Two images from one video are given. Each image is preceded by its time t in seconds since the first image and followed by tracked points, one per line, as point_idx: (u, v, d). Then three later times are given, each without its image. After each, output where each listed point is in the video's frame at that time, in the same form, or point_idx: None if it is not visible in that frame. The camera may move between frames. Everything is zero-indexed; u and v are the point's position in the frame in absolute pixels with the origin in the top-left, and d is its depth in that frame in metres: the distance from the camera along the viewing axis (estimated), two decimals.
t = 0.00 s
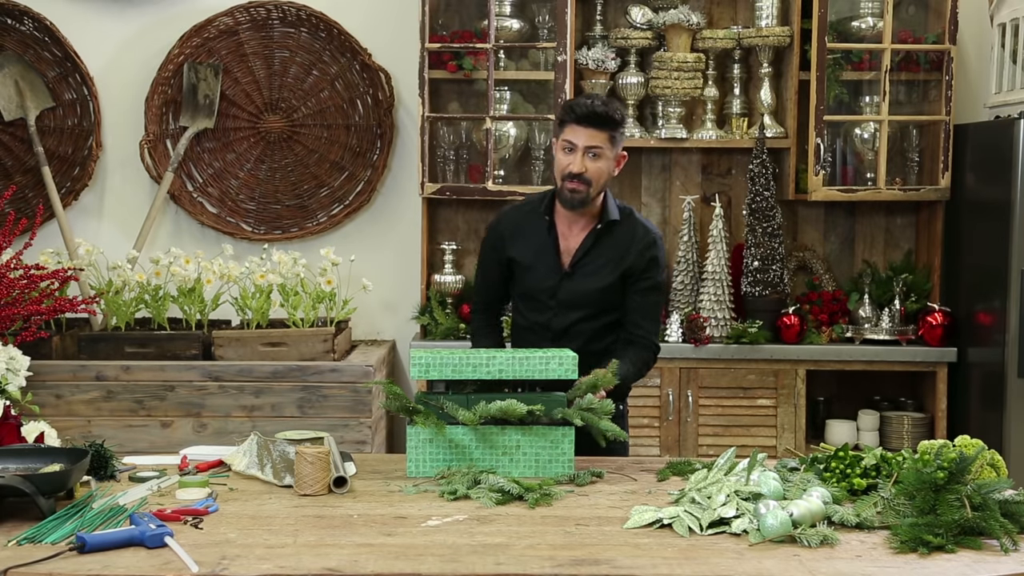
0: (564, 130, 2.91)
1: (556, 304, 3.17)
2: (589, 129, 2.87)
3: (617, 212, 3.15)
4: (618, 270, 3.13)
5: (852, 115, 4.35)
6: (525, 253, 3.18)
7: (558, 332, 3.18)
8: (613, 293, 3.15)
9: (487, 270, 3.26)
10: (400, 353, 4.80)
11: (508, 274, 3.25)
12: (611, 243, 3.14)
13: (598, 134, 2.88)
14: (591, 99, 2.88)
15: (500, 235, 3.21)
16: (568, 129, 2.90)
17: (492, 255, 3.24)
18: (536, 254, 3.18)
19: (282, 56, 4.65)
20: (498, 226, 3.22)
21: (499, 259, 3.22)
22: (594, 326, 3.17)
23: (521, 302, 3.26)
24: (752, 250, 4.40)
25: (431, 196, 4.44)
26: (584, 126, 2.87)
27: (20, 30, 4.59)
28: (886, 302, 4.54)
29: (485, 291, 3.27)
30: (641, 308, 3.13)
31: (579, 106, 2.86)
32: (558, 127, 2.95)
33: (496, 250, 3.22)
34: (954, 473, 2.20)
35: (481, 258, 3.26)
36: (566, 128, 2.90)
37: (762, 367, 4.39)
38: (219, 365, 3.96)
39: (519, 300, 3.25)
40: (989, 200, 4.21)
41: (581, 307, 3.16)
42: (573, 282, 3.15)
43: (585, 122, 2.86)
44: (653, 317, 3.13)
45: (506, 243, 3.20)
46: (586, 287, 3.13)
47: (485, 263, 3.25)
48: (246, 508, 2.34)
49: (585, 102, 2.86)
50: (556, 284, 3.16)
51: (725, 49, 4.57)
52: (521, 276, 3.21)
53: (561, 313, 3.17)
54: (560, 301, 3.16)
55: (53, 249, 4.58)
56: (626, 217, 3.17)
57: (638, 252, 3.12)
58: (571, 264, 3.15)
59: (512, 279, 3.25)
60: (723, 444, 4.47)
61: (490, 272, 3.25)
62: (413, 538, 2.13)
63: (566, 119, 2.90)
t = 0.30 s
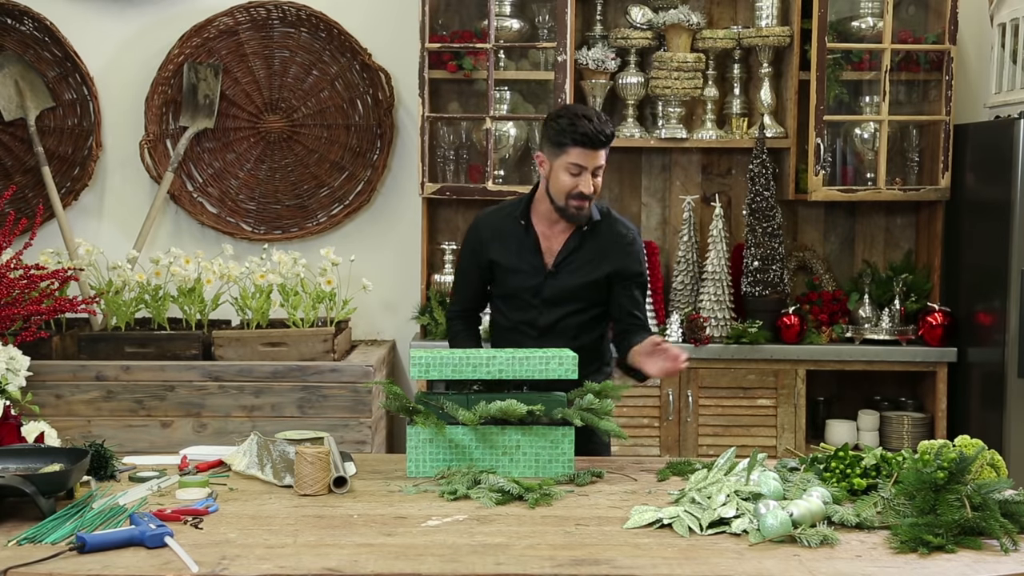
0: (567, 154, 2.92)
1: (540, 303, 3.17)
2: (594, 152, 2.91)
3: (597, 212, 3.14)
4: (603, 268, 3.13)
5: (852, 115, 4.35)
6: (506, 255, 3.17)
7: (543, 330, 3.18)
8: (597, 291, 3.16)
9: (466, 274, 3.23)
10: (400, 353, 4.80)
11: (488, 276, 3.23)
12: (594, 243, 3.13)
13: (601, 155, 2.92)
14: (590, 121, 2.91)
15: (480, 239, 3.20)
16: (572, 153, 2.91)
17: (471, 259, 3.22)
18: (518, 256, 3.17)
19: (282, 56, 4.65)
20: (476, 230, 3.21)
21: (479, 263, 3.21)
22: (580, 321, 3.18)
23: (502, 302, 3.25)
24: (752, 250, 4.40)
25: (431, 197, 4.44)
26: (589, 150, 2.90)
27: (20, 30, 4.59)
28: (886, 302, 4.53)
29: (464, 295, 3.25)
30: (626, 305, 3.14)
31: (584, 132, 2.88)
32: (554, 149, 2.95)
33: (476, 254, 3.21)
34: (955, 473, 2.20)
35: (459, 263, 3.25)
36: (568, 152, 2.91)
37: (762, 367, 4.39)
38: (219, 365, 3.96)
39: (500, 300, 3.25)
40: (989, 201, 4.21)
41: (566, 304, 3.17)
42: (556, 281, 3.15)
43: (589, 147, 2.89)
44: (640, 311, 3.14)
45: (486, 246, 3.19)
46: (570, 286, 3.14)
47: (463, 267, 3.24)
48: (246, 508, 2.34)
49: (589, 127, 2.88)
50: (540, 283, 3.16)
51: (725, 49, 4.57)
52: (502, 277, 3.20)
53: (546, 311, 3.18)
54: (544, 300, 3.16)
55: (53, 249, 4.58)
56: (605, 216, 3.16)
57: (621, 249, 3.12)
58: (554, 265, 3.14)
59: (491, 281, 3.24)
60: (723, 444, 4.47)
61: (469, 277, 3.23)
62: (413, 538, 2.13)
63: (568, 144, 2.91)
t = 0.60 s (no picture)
0: (581, 158, 2.88)
1: (559, 311, 3.18)
2: (608, 160, 2.85)
3: (616, 220, 3.16)
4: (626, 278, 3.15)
5: (852, 115, 4.35)
6: (526, 264, 3.13)
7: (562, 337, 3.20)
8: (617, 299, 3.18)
9: (480, 280, 3.15)
10: (400, 353, 4.80)
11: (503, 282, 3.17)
12: (614, 252, 3.15)
13: (616, 163, 2.87)
14: (607, 127, 2.85)
15: (499, 246, 3.12)
16: (584, 158, 2.87)
17: (484, 266, 3.14)
18: (538, 264, 3.13)
19: (282, 56, 4.65)
20: (493, 236, 3.13)
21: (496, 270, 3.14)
22: (596, 327, 3.22)
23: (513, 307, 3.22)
24: (752, 250, 4.40)
25: (431, 197, 4.44)
26: (603, 157, 2.85)
27: (20, 30, 4.59)
28: (886, 302, 4.53)
29: (476, 301, 3.16)
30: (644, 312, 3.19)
31: (599, 138, 2.82)
32: (572, 150, 2.90)
33: (493, 261, 3.13)
34: (955, 473, 2.20)
35: (472, 269, 3.15)
36: (582, 156, 2.87)
37: (762, 367, 4.39)
38: (219, 365, 3.96)
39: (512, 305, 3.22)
40: (989, 201, 4.21)
41: (586, 312, 3.18)
42: (578, 290, 3.15)
43: (602, 154, 2.84)
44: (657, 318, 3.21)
45: (505, 253, 3.13)
46: (593, 296, 3.15)
47: (477, 273, 3.14)
48: (246, 508, 2.34)
49: (604, 135, 2.82)
50: (561, 293, 3.15)
51: (725, 49, 4.57)
52: (520, 285, 3.16)
53: (565, 319, 3.19)
54: (565, 308, 3.17)
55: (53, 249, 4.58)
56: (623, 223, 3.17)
57: (642, 258, 3.16)
58: (575, 274, 3.14)
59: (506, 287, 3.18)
60: (723, 444, 4.47)
61: (484, 283, 3.15)
62: (413, 538, 2.13)
63: (584, 148, 2.86)
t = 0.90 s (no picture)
0: (583, 144, 2.86)
1: (575, 315, 3.19)
2: (609, 144, 2.82)
3: (632, 222, 3.15)
4: (641, 284, 3.16)
5: (852, 115, 4.35)
6: (544, 267, 3.12)
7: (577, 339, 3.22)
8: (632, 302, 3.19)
9: (499, 282, 3.13)
10: (400, 353, 4.80)
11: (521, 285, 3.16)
12: (631, 254, 3.15)
13: (618, 148, 2.83)
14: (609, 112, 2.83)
15: (519, 248, 3.10)
16: (586, 144, 2.85)
17: (505, 272, 3.12)
18: (556, 267, 3.13)
19: (282, 56, 4.65)
20: (515, 238, 3.11)
21: (515, 273, 3.12)
22: (609, 331, 3.25)
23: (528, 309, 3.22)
24: (752, 250, 4.40)
25: (431, 196, 4.44)
26: (603, 140, 2.82)
27: (20, 30, 4.59)
28: (886, 302, 4.54)
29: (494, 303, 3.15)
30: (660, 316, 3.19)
31: (598, 121, 2.80)
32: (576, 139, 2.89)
33: (513, 263, 3.11)
34: (955, 473, 2.20)
35: (491, 270, 3.13)
36: (584, 142, 2.85)
37: (762, 367, 4.39)
38: (219, 365, 3.96)
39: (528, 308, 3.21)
40: (989, 201, 4.21)
41: (600, 316, 3.20)
42: (595, 293, 3.16)
43: (603, 136, 2.82)
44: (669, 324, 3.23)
45: (525, 256, 3.11)
46: (610, 299, 3.16)
47: (498, 279, 3.12)
48: (246, 508, 2.34)
49: (603, 116, 2.80)
50: (577, 297, 3.16)
51: (725, 49, 4.57)
52: (538, 288, 3.16)
53: (581, 321, 3.21)
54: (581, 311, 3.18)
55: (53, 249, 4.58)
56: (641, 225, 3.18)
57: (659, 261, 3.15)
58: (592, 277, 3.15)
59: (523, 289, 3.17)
60: (723, 444, 4.47)
61: (503, 286, 3.13)
62: (412, 538, 2.13)
63: (585, 133, 2.84)
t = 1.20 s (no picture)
0: (579, 140, 2.89)
1: (570, 311, 3.20)
2: (604, 137, 2.85)
3: (625, 218, 3.19)
4: (635, 278, 3.17)
5: (852, 115, 4.35)
6: (538, 263, 3.15)
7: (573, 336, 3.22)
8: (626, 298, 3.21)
9: (494, 279, 3.16)
10: (400, 353, 4.80)
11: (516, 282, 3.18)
12: (624, 249, 3.17)
13: (613, 142, 2.86)
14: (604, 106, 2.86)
15: (514, 245, 3.13)
16: (582, 139, 2.88)
17: (500, 268, 3.14)
18: (550, 263, 3.16)
19: (282, 56, 4.65)
20: (509, 235, 3.14)
21: (509, 269, 3.14)
22: (606, 329, 3.25)
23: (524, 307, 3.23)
24: (752, 250, 4.40)
25: (431, 196, 4.44)
26: (598, 133, 2.86)
27: (20, 30, 4.59)
28: (886, 302, 4.54)
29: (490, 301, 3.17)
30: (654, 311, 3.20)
31: (593, 114, 2.84)
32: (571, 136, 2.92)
33: (507, 260, 3.14)
34: (955, 473, 2.20)
35: (487, 268, 3.16)
36: (580, 137, 2.88)
37: (762, 367, 4.39)
38: (218, 365, 3.96)
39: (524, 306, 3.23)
40: (989, 201, 4.21)
41: (595, 313, 3.21)
42: (589, 288, 3.18)
43: (599, 131, 2.85)
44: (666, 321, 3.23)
45: (519, 253, 3.14)
46: (604, 294, 3.18)
47: (493, 276, 3.15)
48: (246, 508, 2.34)
49: (598, 110, 2.83)
50: (572, 292, 3.17)
51: (725, 49, 4.57)
52: (532, 284, 3.18)
53: (576, 317, 3.21)
54: (576, 307, 3.19)
55: (53, 249, 4.58)
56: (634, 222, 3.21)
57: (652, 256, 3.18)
58: (586, 272, 3.16)
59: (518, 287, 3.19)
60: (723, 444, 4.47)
61: (498, 283, 3.15)
62: (412, 538, 2.13)
63: (580, 128, 2.87)
